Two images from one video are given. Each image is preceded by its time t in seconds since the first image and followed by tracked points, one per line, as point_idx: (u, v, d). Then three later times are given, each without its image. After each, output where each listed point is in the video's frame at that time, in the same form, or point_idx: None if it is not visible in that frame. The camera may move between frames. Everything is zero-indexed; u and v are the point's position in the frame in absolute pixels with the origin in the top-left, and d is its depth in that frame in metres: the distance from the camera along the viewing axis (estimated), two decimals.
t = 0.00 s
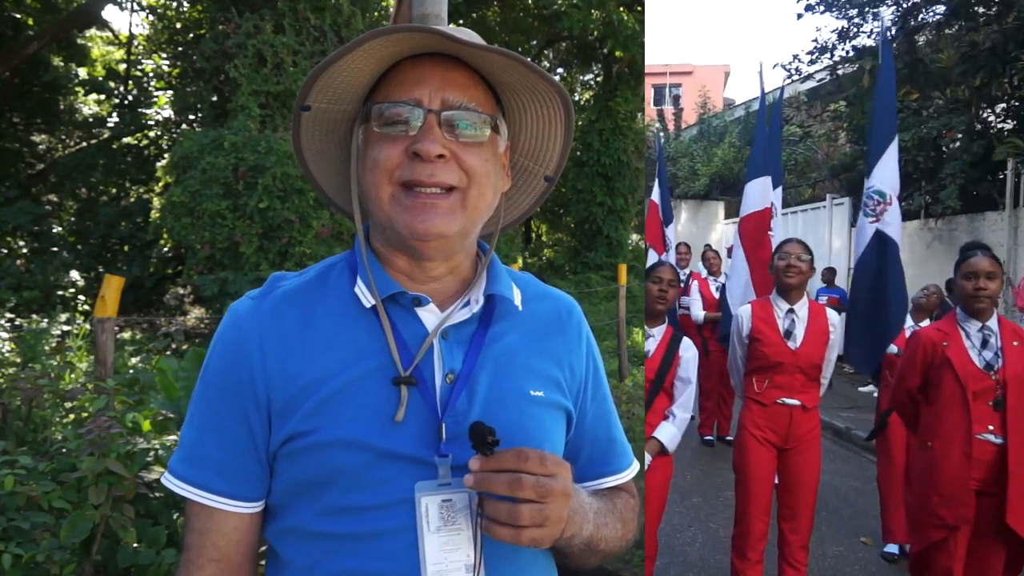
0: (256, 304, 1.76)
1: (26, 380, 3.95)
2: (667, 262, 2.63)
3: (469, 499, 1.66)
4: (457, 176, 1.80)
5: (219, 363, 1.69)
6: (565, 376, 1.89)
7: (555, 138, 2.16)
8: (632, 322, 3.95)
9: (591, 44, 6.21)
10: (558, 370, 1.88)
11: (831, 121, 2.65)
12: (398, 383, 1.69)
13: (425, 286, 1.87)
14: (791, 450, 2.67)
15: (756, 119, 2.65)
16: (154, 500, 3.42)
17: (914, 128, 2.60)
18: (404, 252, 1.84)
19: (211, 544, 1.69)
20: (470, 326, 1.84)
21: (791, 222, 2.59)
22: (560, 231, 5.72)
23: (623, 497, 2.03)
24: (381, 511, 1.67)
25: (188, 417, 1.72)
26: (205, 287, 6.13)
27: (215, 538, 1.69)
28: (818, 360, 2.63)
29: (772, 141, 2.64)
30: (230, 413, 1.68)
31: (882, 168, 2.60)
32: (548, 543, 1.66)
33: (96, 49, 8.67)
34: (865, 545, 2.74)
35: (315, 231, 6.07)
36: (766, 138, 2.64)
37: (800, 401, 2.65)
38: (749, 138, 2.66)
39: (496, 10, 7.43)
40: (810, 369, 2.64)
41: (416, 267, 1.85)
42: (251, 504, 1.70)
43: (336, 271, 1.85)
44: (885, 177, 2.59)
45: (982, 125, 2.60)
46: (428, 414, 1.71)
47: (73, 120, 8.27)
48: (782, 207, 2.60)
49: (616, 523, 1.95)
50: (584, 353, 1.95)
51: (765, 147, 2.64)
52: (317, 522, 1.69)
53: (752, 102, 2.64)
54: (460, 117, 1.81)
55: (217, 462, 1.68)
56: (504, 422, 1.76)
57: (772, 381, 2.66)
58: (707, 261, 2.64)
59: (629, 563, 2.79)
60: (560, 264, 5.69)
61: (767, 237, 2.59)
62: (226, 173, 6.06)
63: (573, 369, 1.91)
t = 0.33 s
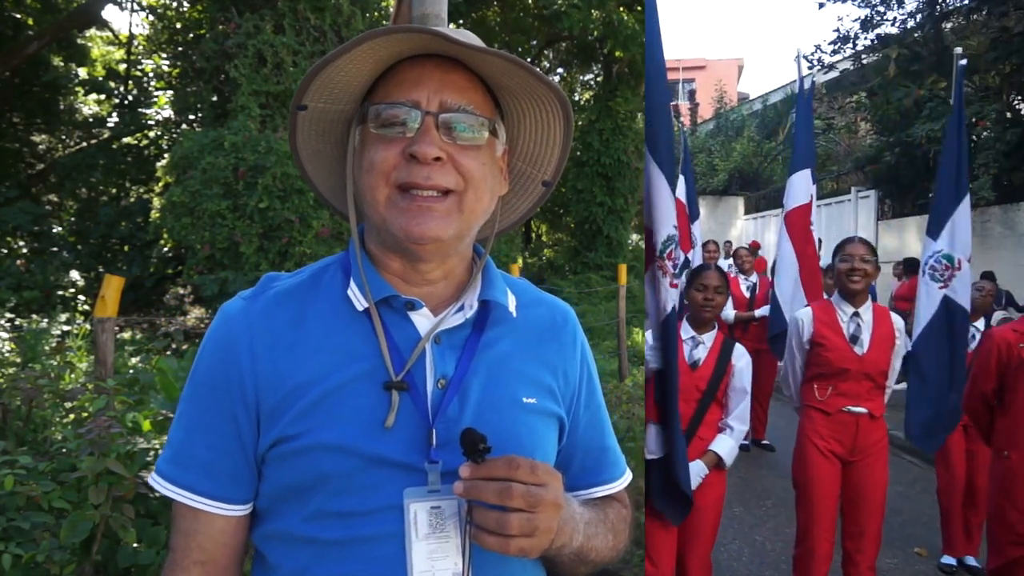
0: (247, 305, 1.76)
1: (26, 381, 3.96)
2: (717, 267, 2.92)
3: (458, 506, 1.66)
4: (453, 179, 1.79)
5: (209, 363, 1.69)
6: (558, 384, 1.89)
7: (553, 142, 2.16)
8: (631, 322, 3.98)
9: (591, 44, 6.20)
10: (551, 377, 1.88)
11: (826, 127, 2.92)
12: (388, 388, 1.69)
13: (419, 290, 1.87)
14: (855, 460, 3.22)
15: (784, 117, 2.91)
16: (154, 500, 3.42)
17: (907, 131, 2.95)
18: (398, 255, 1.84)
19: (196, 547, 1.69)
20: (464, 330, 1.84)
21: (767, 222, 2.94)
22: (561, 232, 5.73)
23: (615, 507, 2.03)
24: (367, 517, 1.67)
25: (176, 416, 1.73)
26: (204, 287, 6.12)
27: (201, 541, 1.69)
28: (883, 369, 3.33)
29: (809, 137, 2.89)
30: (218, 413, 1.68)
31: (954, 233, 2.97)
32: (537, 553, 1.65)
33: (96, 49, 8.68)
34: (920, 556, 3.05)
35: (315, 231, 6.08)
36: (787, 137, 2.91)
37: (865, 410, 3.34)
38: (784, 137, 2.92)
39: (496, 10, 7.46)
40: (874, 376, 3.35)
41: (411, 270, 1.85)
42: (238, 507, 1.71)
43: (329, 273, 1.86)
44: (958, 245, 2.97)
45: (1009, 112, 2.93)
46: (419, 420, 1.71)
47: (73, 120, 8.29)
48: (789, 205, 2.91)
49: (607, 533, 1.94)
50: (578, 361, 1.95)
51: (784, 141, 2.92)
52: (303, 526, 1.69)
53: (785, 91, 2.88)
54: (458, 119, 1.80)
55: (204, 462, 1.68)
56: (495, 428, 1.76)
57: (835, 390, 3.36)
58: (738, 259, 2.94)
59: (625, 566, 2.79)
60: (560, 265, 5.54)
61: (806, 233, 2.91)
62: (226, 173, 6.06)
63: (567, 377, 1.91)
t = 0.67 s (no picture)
0: (241, 305, 1.76)
1: (26, 380, 3.96)
2: (726, 267, 2.61)
3: (452, 511, 1.66)
4: (452, 181, 1.79)
5: (201, 364, 1.69)
6: (553, 389, 1.89)
7: (552, 145, 2.16)
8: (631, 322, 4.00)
9: (591, 44, 6.30)
10: (546, 383, 1.88)
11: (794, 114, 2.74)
12: (383, 391, 1.69)
13: (415, 292, 1.87)
14: (894, 470, 2.96)
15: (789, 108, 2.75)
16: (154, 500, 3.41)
17: (897, 123, 2.90)
18: (395, 257, 1.84)
19: (187, 550, 1.69)
20: (460, 334, 1.84)
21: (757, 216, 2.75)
22: (561, 232, 5.76)
23: (608, 512, 2.03)
24: (359, 521, 1.68)
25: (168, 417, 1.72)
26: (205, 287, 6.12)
27: (191, 544, 1.69)
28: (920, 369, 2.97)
29: (812, 126, 2.74)
30: (210, 414, 1.68)
31: (1003, 169, 2.97)
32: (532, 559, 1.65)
33: (96, 49, 8.68)
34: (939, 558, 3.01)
35: (315, 231, 6.07)
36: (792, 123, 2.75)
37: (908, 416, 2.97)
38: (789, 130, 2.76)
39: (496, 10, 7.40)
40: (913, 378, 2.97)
41: (407, 272, 1.85)
42: (228, 509, 1.71)
43: (324, 274, 1.86)
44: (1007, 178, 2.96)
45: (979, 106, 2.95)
46: (413, 424, 1.71)
47: (73, 120, 8.29)
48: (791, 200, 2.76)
49: (600, 539, 1.94)
50: (573, 366, 1.95)
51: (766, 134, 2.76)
52: (295, 530, 1.69)
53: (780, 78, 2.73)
54: (456, 120, 1.80)
55: (195, 463, 1.68)
56: (489, 433, 1.76)
57: (874, 394, 2.96)
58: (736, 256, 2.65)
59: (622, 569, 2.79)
60: (559, 264, 5.77)
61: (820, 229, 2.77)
62: (227, 173, 6.06)
63: (562, 382, 1.91)
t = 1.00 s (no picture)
0: (235, 301, 1.76)
1: (26, 380, 3.96)
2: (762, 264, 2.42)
3: (443, 509, 1.66)
4: (448, 179, 1.79)
5: (195, 360, 1.69)
6: (547, 387, 1.89)
7: (549, 143, 2.16)
8: (632, 322, 4.03)
9: (591, 45, 6.32)
10: (541, 380, 1.87)
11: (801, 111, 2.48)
12: (376, 388, 1.69)
13: (410, 289, 1.87)
14: (927, 475, 2.74)
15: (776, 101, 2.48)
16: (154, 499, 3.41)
17: (877, 111, 2.50)
18: (390, 254, 1.83)
19: (180, 546, 1.69)
20: (454, 331, 1.84)
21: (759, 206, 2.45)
22: (561, 232, 5.78)
23: (603, 511, 2.02)
24: (352, 519, 1.68)
25: (161, 413, 1.72)
26: (205, 287, 6.12)
27: (185, 539, 1.69)
28: (955, 368, 2.67)
29: (806, 121, 2.48)
30: (203, 411, 1.68)
31: None
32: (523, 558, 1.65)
33: (96, 49, 8.69)
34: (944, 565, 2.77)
35: (315, 231, 6.07)
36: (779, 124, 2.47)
37: (939, 418, 2.72)
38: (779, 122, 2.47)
39: (496, 10, 7.43)
40: (946, 377, 2.68)
41: (402, 269, 1.85)
42: (222, 505, 1.71)
43: (319, 270, 1.86)
44: None
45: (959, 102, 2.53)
46: (406, 421, 1.71)
47: (73, 120, 8.30)
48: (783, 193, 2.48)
49: (595, 538, 1.93)
50: (568, 364, 1.95)
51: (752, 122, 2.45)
52: (289, 527, 1.69)
53: (753, 69, 2.40)
54: (453, 118, 1.80)
55: (189, 460, 1.68)
56: (482, 431, 1.76)
57: (902, 396, 2.72)
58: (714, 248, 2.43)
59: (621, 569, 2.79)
60: (560, 264, 5.84)
61: (833, 223, 2.48)
62: (227, 173, 6.06)
63: (556, 380, 1.91)
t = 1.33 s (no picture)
0: (228, 301, 1.76)
1: (25, 380, 3.96)
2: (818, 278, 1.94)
3: (435, 509, 1.64)
4: (441, 179, 1.79)
5: (188, 361, 1.69)
6: (540, 386, 1.88)
7: (543, 142, 2.15)
8: (632, 322, 4.05)
9: (592, 44, 6.37)
10: (533, 380, 1.87)
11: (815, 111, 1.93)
12: (369, 388, 1.69)
13: (403, 288, 1.86)
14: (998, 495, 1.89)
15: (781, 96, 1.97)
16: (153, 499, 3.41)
17: (886, 98, 1.85)
18: (384, 253, 1.83)
19: (176, 544, 1.69)
20: (447, 332, 1.83)
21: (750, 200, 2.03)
22: (560, 232, 5.80)
23: (597, 509, 2.01)
24: (346, 519, 1.68)
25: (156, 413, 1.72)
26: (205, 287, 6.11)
27: (180, 538, 1.69)
28: None
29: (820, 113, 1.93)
30: (197, 411, 1.68)
31: None
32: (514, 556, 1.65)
33: (96, 49, 8.69)
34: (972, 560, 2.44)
35: (315, 231, 6.07)
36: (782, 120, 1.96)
37: (1010, 428, 1.84)
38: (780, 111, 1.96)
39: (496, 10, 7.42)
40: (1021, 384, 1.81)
41: (395, 267, 1.85)
42: (217, 505, 1.71)
43: (312, 270, 1.86)
44: None
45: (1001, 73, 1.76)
46: (399, 421, 1.71)
47: (73, 120, 8.31)
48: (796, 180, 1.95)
49: (588, 536, 1.93)
50: (562, 363, 1.94)
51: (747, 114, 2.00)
52: (283, 527, 1.69)
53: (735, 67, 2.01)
54: (447, 117, 1.80)
55: (183, 460, 1.68)
56: (474, 431, 1.75)
57: (966, 405, 1.85)
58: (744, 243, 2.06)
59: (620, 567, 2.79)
60: (559, 264, 5.77)
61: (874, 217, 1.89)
62: (226, 173, 6.05)
63: (549, 379, 1.91)
